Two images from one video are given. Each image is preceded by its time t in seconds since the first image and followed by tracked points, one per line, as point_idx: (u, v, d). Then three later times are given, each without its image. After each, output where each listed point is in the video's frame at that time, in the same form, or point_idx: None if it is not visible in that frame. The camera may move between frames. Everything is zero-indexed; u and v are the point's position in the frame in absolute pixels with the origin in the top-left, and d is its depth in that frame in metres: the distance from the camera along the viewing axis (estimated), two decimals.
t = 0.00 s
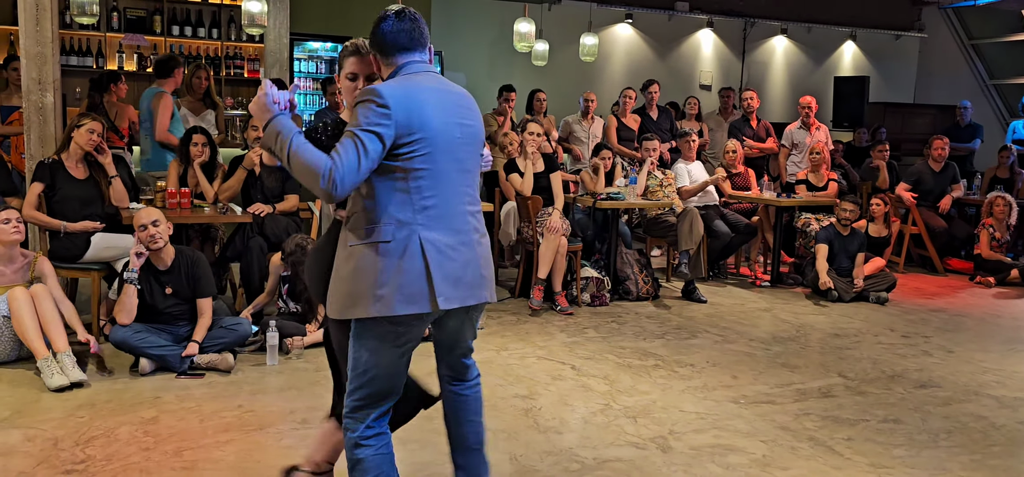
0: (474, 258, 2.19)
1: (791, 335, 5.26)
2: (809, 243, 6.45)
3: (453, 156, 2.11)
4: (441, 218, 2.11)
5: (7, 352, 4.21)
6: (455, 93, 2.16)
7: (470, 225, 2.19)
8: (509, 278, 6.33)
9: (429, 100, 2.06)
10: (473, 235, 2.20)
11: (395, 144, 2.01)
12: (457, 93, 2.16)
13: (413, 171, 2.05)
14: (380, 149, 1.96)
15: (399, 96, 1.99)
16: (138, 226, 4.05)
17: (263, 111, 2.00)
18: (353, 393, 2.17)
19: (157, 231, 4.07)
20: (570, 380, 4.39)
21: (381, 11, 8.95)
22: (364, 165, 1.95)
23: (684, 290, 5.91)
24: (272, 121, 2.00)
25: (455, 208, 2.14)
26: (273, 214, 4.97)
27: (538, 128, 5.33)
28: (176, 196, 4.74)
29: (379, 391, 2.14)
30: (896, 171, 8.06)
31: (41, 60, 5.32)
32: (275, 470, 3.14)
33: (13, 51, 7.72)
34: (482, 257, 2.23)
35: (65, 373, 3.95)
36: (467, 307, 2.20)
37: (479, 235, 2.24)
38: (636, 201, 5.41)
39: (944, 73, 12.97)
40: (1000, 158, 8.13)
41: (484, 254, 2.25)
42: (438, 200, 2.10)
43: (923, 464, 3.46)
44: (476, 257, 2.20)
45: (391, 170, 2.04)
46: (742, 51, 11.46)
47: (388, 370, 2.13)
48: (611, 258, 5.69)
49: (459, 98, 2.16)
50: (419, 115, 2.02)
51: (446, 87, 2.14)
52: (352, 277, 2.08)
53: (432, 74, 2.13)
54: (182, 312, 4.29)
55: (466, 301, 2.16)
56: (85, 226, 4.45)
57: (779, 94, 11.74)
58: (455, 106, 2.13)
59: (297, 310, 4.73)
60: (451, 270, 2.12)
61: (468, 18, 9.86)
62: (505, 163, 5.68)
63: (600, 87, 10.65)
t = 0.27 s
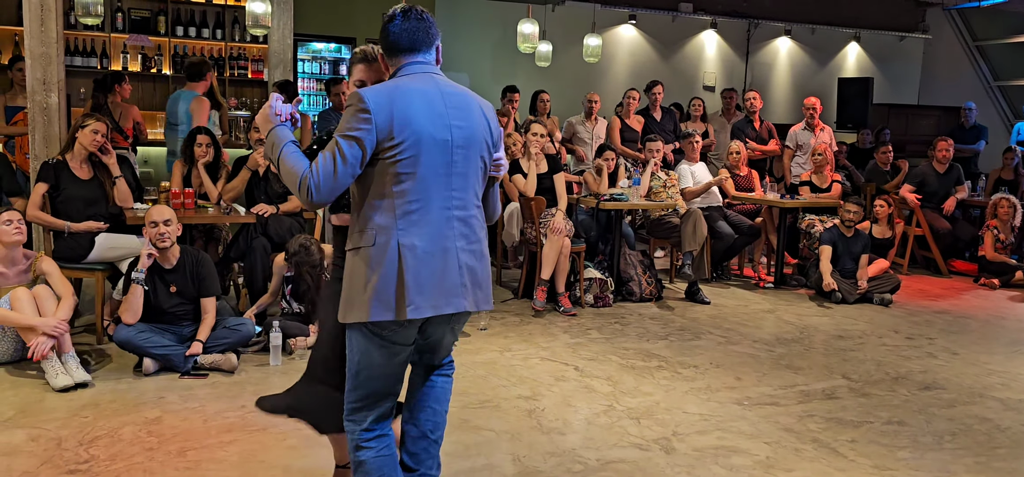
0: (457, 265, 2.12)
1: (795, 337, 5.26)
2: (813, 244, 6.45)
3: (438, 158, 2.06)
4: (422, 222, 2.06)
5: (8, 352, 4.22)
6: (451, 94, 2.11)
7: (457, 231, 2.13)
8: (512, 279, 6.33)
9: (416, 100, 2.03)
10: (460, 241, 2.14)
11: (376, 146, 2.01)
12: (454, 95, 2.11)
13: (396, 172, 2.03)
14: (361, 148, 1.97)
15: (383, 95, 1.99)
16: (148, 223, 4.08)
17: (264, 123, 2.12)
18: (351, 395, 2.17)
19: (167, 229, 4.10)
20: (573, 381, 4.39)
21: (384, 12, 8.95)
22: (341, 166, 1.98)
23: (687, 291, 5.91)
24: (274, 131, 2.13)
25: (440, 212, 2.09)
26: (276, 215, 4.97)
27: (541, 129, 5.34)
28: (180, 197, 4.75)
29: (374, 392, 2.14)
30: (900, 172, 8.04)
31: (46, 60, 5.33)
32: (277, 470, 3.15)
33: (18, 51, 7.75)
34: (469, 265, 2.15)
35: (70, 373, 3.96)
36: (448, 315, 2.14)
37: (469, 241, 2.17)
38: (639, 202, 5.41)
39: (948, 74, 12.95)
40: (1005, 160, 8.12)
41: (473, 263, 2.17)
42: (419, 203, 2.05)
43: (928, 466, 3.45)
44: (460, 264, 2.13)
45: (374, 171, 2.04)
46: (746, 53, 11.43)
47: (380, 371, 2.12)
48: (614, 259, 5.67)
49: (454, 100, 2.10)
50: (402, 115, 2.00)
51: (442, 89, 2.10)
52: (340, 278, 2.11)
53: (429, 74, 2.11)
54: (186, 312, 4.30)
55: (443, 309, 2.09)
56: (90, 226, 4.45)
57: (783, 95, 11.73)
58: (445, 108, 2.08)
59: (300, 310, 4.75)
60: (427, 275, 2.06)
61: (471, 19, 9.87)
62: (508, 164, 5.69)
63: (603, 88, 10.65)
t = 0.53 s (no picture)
0: (420, 265, 2.05)
1: (795, 340, 5.25)
2: (813, 247, 6.44)
3: (405, 158, 2.03)
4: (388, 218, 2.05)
5: (8, 355, 4.21)
6: (432, 92, 2.06)
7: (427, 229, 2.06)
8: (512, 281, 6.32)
9: (388, 96, 2.03)
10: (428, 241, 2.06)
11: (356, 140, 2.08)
12: (435, 92, 2.05)
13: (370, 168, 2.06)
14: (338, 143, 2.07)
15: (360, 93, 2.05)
16: (149, 228, 4.08)
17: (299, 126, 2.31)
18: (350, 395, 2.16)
19: (168, 235, 4.09)
20: (573, 384, 4.39)
21: (384, 15, 8.96)
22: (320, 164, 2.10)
23: (687, 294, 5.91)
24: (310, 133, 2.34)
25: (407, 209, 2.05)
26: (276, 217, 4.96)
27: (541, 132, 5.34)
28: (180, 200, 4.75)
29: (372, 390, 2.14)
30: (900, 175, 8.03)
31: (46, 62, 5.34)
32: (277, 473, 3.14)
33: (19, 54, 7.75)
34: (437, 266, 2.07)
35: (70, 376, 3.96)
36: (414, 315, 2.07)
37: (443, 242, 2.08)
38: (639, 205, 5.40)
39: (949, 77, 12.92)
40: (1005, 163, 8.11)
41: (444, 265, 2.08)
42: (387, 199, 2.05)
43: (928, 470, 3.45)
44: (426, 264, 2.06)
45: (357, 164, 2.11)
46: (746, 56, 11.43)
47: (376, 367, 2.11)
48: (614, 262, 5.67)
49: (432, 98, 2.05)
50: (372, 110, 2.03)
51: (424, 86, 2.05)
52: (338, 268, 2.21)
53: (417, 72, 2.08)
54: (186, 314, 4.31)
55: (398, 307, 2.04)
56: (90, 228, 4.45)
57: (783, 98, 11.74)
58: (419, 105, 2.03)
59: (300, 313, 4.70)
60: (385, 271, 2.04)
61: (471, 22, 9.88)
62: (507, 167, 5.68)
63: (603, 91, 10.66)
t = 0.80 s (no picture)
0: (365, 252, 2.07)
1: (793, 343, 5.25)
2: (812, 250, 6.44)
3: (363, 147, 2.07)
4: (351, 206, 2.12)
5: (6, 359, 4.21)
6: (391, 88, 2.03)
7: (381, 219, 2.08)
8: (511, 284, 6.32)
9: (356, 91, 2.08)
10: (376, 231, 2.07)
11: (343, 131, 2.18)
12: (393, 86, 2.03)
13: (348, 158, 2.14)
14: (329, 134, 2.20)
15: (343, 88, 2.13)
16: (148, 231, 4.08)
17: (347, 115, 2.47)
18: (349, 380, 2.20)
19: (167, 239, 4.10)
20: (572, 387, 4.39)
21: (383, 17, 8.97)
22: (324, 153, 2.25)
23: (685, 297, 5.91)
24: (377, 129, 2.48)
25: (364, 197, 2.09)
26: (274, 220, 4.92)
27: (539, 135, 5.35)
28: (179, 202, 4.74)
29: (363, 372, 2.16)
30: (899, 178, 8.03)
31: (45, 65, 5.34)
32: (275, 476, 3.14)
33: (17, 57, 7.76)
34: (383, 256, 2.07)
35: (69, 379, 3.95)
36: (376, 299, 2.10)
37: (393, 233, 2.07)
38: (638, 207, 5.40)
39: (949, 79, 12.87)
40: (1004, 165, 8.11)
41: (390, 256, 2.07)
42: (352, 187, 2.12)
43: (927, 473, 3.45)
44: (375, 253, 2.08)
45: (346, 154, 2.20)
46: (745, 58, 11.44)
47: (364, 345, 2.15)
48: (613, 265, 5.68)
49: (391, 92, 2.03)
50: (344, 102, 2.10)
51: (387, 81, 2.04)
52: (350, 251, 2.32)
53: (393, 67, 2.09)
54: (184, 317, 4.30)
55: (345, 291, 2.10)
56: (88, 231, 4.45)
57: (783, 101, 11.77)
58: (377, 98, 2.04)
59: (299, 316, 4.70)
60: (341, 257, 2.11)
61: (470, 25, 9.89)
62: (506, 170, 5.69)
63: (602, 94, 10.66)
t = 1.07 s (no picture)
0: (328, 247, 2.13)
1: (797, 344, 5.25)
2: (816, 251, 6.44)
3: (335, 147, 2.12)
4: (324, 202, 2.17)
5: (10, 361, 4.22)
6: (362, 92, 2.06)
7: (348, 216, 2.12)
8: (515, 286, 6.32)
9: (335, 93, 2.12)
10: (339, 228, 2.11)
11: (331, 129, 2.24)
12: (365, 90, 2.05)
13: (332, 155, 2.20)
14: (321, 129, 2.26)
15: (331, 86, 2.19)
16: (154, 233, 4.09)
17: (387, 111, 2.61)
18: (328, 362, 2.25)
19: (173, 241, 4.12)
20: (575, 389, 4.39)
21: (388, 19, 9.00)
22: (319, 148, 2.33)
23: (689, 299, 5.91)
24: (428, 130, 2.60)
25: (335, 195, 2.14)
26: (280, 222, 4.95)
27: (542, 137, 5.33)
28: (183, 204, 4.76)
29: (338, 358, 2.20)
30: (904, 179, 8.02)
31: (50, 68, 5.35)
32: None
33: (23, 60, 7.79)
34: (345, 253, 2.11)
35: (73, 381, 3.95)
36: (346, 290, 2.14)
37: (355, 230, 2.10)
38: (641, 209, 5.40)
39: (952, 80, 12.89)
40: (1008, 166, 8.10)
41: (348, 254, 2.10)
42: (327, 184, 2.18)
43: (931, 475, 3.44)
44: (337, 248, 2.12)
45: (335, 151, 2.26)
46: (749, 60, 11.44)
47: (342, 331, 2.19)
48: (616, 268, 5.68)
49: (361, 96, 2.06)
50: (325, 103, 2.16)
51: (361, 84, 2.07)
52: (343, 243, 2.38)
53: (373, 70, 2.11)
54: (188, 319, 4.31)
55: (312, 282, 2.16)
56: (93, 233, 4.47)
57: (787, 102, 11.73)
58: (349, 101, 2.08)
59: (303, 318, 4.73)
60: (312, 250, 2.18)
61: (474, 27, 9.90)
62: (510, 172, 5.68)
63: (606, 95, 10.67)
